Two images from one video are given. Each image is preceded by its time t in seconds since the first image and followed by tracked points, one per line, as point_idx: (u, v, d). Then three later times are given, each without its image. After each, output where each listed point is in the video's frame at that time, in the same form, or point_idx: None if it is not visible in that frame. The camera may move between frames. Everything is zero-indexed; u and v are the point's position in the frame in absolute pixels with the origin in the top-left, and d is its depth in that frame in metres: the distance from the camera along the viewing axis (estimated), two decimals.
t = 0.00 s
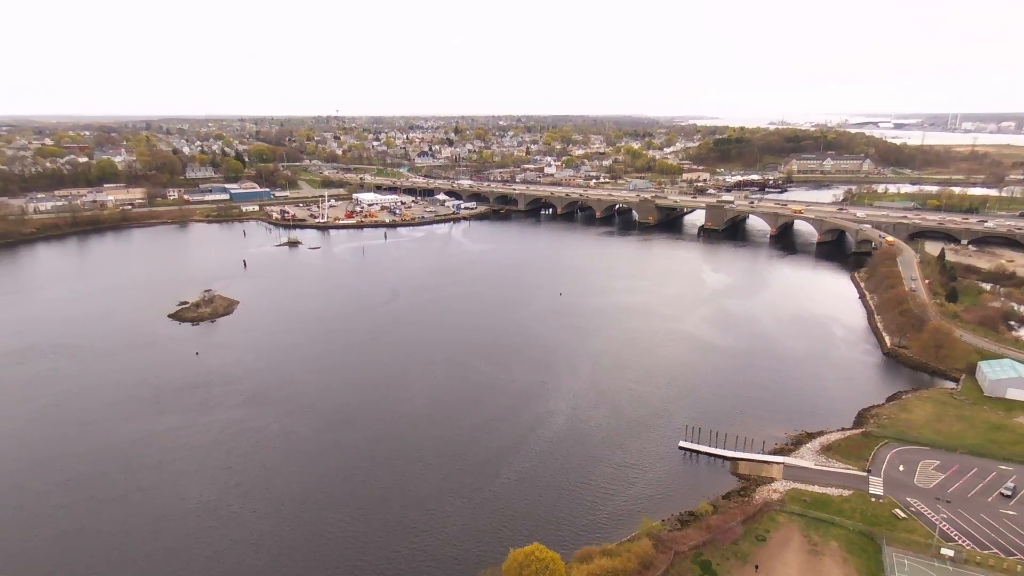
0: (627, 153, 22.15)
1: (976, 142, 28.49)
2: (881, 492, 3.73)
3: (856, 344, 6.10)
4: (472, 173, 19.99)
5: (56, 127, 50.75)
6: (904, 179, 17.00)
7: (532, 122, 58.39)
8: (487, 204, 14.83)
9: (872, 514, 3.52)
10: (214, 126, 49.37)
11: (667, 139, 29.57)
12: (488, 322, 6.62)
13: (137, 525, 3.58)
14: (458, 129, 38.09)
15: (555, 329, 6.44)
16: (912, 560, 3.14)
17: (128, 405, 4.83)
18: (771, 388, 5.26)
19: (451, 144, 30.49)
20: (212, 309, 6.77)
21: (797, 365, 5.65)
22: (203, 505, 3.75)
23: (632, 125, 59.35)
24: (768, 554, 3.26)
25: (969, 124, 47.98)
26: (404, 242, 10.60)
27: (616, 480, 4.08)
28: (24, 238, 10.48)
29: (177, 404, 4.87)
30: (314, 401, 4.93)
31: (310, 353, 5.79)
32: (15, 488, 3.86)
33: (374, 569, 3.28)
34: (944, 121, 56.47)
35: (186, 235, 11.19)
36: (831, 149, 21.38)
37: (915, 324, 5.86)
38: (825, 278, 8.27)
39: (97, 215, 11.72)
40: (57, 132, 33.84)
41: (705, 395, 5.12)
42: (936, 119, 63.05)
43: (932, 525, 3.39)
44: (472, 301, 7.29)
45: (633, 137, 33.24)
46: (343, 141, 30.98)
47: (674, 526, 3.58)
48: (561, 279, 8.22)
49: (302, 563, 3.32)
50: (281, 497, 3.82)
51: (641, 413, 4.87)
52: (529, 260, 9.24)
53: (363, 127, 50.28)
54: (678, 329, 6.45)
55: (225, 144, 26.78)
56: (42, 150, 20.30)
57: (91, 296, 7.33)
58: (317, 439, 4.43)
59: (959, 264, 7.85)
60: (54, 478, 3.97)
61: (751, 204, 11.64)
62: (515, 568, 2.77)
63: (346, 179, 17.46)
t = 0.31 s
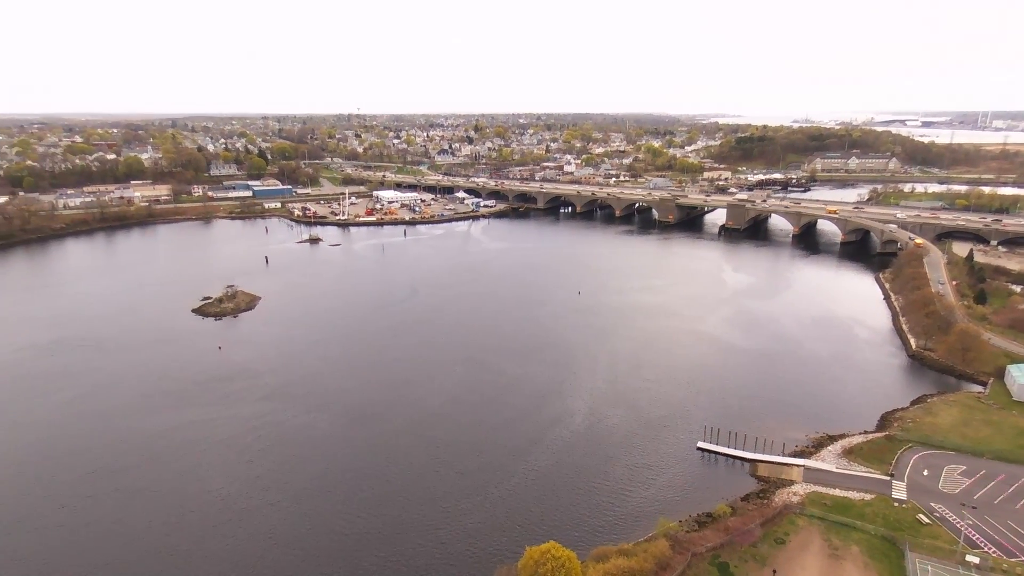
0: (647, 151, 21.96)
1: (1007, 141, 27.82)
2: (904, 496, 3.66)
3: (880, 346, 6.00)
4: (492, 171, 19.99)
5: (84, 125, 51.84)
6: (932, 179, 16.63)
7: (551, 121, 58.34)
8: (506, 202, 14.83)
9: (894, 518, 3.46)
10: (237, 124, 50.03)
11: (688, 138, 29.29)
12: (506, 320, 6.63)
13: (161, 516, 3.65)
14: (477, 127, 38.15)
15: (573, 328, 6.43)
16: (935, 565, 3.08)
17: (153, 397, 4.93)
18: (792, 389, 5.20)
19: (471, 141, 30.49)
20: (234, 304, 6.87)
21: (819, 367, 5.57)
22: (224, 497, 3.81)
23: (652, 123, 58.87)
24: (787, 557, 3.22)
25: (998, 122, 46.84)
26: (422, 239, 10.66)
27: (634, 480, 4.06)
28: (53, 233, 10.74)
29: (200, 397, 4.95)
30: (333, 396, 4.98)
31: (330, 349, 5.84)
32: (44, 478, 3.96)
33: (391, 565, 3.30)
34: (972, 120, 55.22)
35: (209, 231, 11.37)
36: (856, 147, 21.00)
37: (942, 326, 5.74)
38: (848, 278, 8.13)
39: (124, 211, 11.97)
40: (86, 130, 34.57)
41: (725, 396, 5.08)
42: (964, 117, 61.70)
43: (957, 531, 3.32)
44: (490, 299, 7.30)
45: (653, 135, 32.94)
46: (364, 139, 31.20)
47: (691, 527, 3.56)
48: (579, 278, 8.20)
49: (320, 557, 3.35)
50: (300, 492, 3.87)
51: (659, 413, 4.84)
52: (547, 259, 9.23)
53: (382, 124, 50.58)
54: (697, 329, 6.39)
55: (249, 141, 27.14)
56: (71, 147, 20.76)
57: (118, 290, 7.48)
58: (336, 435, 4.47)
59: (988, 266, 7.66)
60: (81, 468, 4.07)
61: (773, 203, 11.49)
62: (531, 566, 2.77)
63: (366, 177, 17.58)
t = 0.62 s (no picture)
0: (667, 152, 21.81)
1: None
2: (927, 504, 3.59)
3: (903, 351, 5.89)
4: (510, 172, 20.00)
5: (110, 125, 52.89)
6: (958, 181, 16.31)
7: (569, 121, 58.23)
8: (524, 202, 14.83)
9: (917, 527, 3.40)
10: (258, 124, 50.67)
11: (709, 138, 29.04)
12: (522, 320, 6.62)
13: (180, 510, 3.71)
14: (495, 127, 38.18)
15: (589, 329, 6.40)
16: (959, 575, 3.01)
17: (175, 393, 5.01)
18: (812, 394, 5.12)
19: (489, 142, 30.54)
20: (254, 302, 6.95)
21: (840, 371, 5.49)
22: (243, 493, 3.85)
23: (672, 123, 58.55)
24: (806, 563, 3.18)
25: None
26: (440, 239, 10.70)
27: (650, 483, 4.03)
28: (80, 230, 10.96)
29: (220, 393, 5.02)
30: (351, 395, 5.01)
31: (349, 348, 5.89)
32: (69, 470, 4.04)
33: (406, 564, 3.32)
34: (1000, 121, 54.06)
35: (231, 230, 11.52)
36: (881, 149, 20.66)
37: (967, 331, 5.63)
38: (871, 282, 8.00)
39: (148, 209, 12.18)
40: (113, 130, 35.29)
41: (743, 399, 5.03)
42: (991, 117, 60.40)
43: (981, 540, 3.25)
44: (506, 299, 7.30)
45: (673, 136, 32.70)
46: (384, 139, 31.41)
47: (708, 531, 3.52)
48: (596, 279, 8.17)
49: (336, 555, 3.38)
50: (317, 489, 3.90)
51: (676, 416, 4.80)
52: (564, 260, 9.20)
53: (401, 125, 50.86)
54: (715, 332, 6.33)
55: (271, 142, 27.47)
56: (99, 147, 21.17)
57: (142, 287, 7.62)
58: (353, 433, 4.49)
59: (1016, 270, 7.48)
60: (105, 462, 4.15)
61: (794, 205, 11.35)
62: (546, 567, 2.76)
63: (385, 177, 17.69)
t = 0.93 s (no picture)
0: (688, 153, 21.64)
1: None
2: (952, 513, 3.51)
3: (929, 356, 5.77)
4: (529, 172, 19.99)
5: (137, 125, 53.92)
6: (989, 183, 15.92)
7: (589, 121, 58.05)
8: (543, 202, 14.81)
9: (942, 536, 3.32)
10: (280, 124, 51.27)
11: (731, 138, 28.72)
12: (540, 320, 6.62)
13: (202, 504, 3.77)
14: (515, 128, 38.18)
15: (608, 330, 6.37)
16: None
17: (198, 389, 5.08)
18: (835, 398, 5.05)
19: (509, 142, 30.54)
20: (276, 300, 7.03)
21: (863, 376, 5.39)
22: (262, 489, 3.90)
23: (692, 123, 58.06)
24: (826, 570, 3.12)
25: None
26: (459, 239, 10.73)
27: (669, 486, 4.00)
28: (107, 228, 11.19)
29: (242, 390, 5.08)
30: (370, 393, 5.05)
31: (368, 346, 5.93)
32: (95, 464, 4.13)
33: (423, 563, 3.33)
34: None
35: (253, 229, 11.67)
36: (908, 150, 20.26)
37: (996, 336, 5.50)
38: (896, 286, 7.85)
39: (173, 208, 12.39)
40: (142, 129, 36.13)
41: (764, 403, 4.97)
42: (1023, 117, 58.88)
43: (1009, 552, 3.17)
44: (525, 299, 7.31)
45: (694, 136, 32.43)
46: (404, 139, 31.57)
47: (726, 536, 3.49)
48: (614, 280, 8.13)
49: (353, 552, 3.40)
50: (335, 486, 3.93)
51: (696, 419, 4.76)
52: (583, 260, 9.17)
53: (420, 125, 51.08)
54: (736, 334, 6.26)
55: (293, 141, 27.78)
56: (127, 146, 21.61)
57: (167, 284, 7.76)
58: (371, 431, 4.52)
59: None
60: (130, 455, 4.23)
61: (817, 206, 11.19)
62: (561, 568, 2.75)
63: (405, 176, 17.78)
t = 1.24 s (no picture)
0: (706, 152, 21.45)
1: None
2: (976, 520, 3.44)
3: (953, 360, 5.66)
4: (546, 171, 19.97)
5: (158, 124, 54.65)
6: (1016, 184, 15.58)
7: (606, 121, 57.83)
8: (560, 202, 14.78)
9: (964, 544, 3.25)
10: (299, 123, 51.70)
11: (751, 138, 28.42)
12: (555, 320, 6.60)
13: (220, 499, 3.82)
14: (532, 127, 38.13)
15: (625, 331, 6.33)
16: None
17: (218, 385, 5.15)
18: (855, 402, 4.97)
19: (526, 142, 30.51)
20: (294, 297, 7.09)
21: (884, 380, 5.31)
22: (279, 485, 3.94)
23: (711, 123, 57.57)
24: None
25: None
26: (475, 238, 10.75)
27: (685, 488, 3.97)
28: (131, 225, 11.38)
29: (261, 386, 5.14)
30: (387, 391, 5.08)
31: (385, 344, 5.96)
32: (117, 458, 4.20)
33: (437, 561, 3.34)
34: None
35: (273, 227, 11.79)
36: (932, 149, 19.90)
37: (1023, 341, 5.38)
38: (919, 288, 7.72)
39: (195, 206, 12.57)
40: (164, 128, 36.47)
41: (783, 406, 4.91)
42: None
43: None
44: (541, 299, 7.30)
45: (713, 135, 32.17)
46: (422, 138, 31.70)
47: (742, 539, 3.45)
48: (631, 280, 8.08)
49: (367, 548, 3.43)
50: (351, 483, 3.96)
51: (712, 421, 4.72)
52: (600, 260, 9.15)
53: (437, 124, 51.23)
54: (754, 336, 6.19)
55: (312, 140, 28.02)
56: (150, 145, 21.96)
57: (188, 281, 7.87)
58: (387, 429, 4.55)
59: None
60: (151, 450, 4.30)
61: (838, 207, 11.03)
62: (575, 569, 2.74)
63: (422, 176, 17.86)
